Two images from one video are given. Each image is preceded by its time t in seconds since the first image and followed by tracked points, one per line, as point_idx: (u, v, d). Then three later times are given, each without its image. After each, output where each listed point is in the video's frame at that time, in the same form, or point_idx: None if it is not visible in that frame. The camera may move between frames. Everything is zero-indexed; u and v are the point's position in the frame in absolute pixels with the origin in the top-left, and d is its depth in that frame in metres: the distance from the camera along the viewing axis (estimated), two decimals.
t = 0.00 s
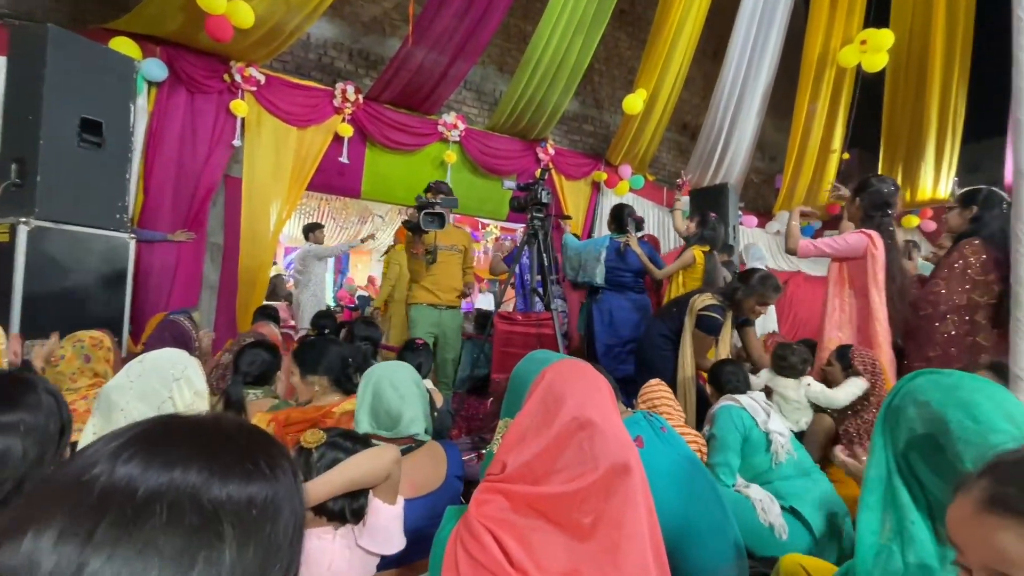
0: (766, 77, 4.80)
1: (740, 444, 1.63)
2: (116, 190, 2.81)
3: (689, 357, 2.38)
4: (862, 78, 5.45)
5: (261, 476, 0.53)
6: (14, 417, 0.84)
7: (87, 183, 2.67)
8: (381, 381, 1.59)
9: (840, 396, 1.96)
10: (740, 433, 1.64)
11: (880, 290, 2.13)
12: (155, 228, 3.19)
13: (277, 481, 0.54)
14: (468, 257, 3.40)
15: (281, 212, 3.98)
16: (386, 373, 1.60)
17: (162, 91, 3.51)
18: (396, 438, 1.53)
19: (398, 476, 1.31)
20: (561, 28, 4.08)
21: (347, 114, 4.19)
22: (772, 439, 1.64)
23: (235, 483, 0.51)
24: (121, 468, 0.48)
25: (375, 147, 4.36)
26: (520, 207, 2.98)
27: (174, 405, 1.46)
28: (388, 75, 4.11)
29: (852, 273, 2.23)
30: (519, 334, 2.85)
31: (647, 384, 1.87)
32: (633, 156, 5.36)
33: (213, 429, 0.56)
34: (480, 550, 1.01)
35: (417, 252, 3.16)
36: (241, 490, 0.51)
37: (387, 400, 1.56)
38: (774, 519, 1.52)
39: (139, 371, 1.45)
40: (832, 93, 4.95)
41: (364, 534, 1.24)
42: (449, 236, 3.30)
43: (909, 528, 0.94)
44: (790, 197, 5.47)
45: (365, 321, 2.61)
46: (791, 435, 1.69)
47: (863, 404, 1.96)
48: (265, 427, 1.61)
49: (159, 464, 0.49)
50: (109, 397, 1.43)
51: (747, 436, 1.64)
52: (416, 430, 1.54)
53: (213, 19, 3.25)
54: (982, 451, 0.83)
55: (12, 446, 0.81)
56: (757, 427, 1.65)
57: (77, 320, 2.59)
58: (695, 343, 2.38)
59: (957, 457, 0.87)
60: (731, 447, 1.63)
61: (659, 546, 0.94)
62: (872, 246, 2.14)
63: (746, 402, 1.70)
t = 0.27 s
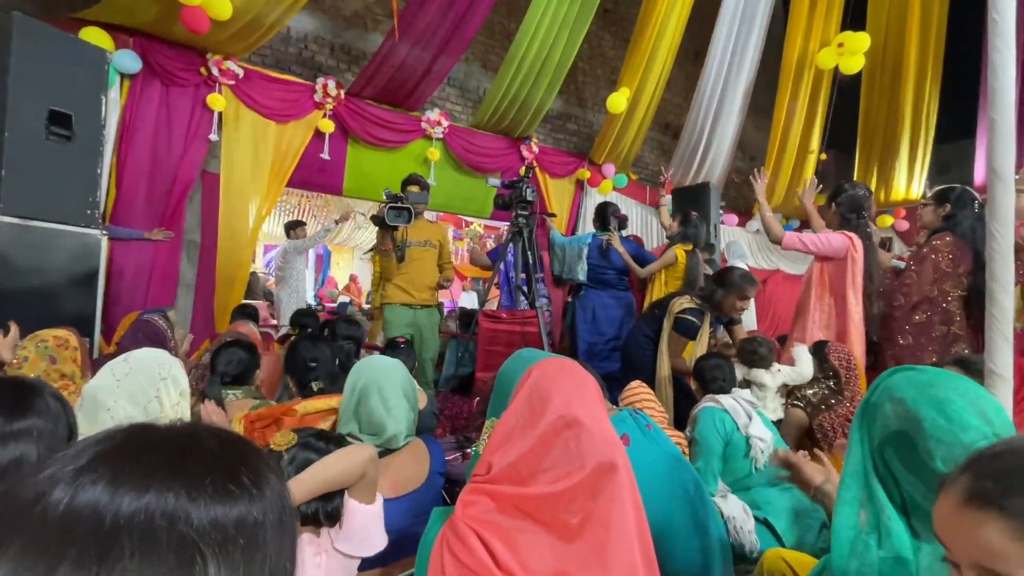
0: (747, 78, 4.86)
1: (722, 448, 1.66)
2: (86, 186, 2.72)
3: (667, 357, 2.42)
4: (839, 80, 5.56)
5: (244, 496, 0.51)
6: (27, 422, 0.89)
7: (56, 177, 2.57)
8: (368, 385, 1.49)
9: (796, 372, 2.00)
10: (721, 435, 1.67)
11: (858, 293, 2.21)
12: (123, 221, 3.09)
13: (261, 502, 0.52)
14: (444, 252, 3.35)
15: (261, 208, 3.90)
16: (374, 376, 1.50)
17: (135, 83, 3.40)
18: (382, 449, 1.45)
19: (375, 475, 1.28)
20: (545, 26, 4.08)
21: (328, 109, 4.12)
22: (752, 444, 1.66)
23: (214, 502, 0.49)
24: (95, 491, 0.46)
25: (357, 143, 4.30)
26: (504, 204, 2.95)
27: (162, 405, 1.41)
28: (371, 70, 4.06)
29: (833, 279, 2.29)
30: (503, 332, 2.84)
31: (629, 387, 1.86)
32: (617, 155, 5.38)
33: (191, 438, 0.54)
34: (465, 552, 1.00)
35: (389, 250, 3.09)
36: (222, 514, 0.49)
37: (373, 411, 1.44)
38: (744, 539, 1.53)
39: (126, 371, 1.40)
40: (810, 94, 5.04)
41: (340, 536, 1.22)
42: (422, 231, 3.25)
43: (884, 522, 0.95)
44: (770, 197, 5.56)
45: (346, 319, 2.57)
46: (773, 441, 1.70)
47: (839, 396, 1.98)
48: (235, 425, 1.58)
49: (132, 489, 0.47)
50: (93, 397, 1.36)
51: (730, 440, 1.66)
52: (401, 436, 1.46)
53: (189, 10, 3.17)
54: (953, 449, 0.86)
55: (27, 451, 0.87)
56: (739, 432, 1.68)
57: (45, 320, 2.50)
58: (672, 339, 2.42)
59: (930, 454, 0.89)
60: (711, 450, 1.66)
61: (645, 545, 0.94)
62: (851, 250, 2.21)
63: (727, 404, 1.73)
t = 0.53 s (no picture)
0: (730, 79, 4.92)
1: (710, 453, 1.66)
2: (61, 181, 2.64)
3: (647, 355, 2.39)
4: (820, 83, 5.67)
5: (247, 513, 0.49)
6: None
7: (29, 171, 2.49)
8: (349, 385, 1.53)
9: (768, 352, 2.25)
10: (709, 439, 1.66)
11: (847, 291, 2.27)
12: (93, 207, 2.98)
13: (267, 508, 0.50)
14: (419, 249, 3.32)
15: (243, 205, 3.83)
16: (356, 376, 1.55)
17: (112, 76, 3.31)
18: (364, 445, 1.49)
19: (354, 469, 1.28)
20: (532, 25, 4.08)
21: (312, 105, 4.07)
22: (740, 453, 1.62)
23: (216, 516, 0.47)
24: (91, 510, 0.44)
25: (341, 140, 4.25)
26: (491, 202, 2.94)
27: (157, 402, 1.38)
28: (355, 65, 4.02)
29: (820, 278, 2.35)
30: (490, 331, 2.84)
31: (616, 380, 1.88)
32: (603, 154, 5.41)
33: (180, 441, 0.53)
34: (455, 550, 1.00)
35: (377, 248, 3.06)
36: (230, 535, 0.47)
37: (352, 406, 1.51)
38: (733, 544, 1.61)
39: (124, 364, 1.37)
40: (792, 96, 5.12)
41: (325, 532, 1.22)
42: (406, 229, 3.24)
43: (869, 514, 0.97)
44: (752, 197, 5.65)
45: (330, 318, 2.54)
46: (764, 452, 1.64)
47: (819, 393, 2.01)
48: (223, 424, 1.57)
49: (131, 506, 0.45)
50: (90, 392, 1.32)
51: (718, 446, 1.65)
52: (386, 433, 1.51)
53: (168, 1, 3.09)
54: (934, 440, 0.89)
55: None
56: (729, 439, 1.65)
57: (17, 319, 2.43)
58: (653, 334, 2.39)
59: (912, 445, 0.92)
60: (699, 455, 1.66)
61: (634, 544, 0.94)
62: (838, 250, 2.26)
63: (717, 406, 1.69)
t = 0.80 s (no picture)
0: (717, 80, 4.97)
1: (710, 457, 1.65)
2: (41, 176, 2.57)
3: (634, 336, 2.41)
4: (804, 85, 5.75)
5: (253, 536, 0.46)
6: None
7: (7, 167, 2.43)
8: (340, 382, 1.54)
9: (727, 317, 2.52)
10: (710, 442, 1.65)
11: (821, 283, 2.31)
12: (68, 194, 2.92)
13: (276, 528, 0.48)
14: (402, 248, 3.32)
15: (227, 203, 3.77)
16: (347, 372, 1.55)
17: (92, 70, 3.23)
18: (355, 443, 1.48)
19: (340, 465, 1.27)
20: (521, 24, 4.08)
21: (298, 102, 4.02)
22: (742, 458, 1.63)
23: (222, 545, 0.44)
24: (87, 538, 0.42)
25: (328, 138, 4.21)
26: (481, 201, 2.93)
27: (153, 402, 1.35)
28: (343, 62, 3.98)
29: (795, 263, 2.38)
30: (479, 330, 2.85)
31: (605, 380, 1.88)
32: (591, 154, 5.43)
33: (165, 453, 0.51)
34: (442, 549, 1.00)
35: (373, 248, 3.00)
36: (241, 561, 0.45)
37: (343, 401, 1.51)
38: (722, 549, 1.61)
39: (120, 363, 1.34)
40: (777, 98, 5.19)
41: (314, 530, 1.21)
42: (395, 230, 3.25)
43: (846, 511, 0.99)
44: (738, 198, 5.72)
45: (315, 316, 2.51)
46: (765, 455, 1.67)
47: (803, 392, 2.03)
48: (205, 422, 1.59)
49: (132, 535, 0.43)
50: (85, 390, 1.30)
51: (719, 451, 1.65)
52: (376, 430, 1.49)
53: None
54: (887, 430, 0.92)
55: None
56: (731, 443, 1.65)
57: None
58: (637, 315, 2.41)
59: (872, 438, 0.94)
60: (696, 457, 1.65)
61: (621, 536, 0.95)
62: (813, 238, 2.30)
63: (722, 412, 1.67)
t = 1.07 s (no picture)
0: (708, 81, 5.00)
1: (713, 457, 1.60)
2: (23, 172, 2.53)
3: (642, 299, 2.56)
4: (793, 87, 5.81)
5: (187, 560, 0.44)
6: None
7: None
8: (340, 383, 1.58)
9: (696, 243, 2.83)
10: (716, 442, 1.59)
11: (808, 282, 2.33)
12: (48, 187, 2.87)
13: (225, 543, 0.47)
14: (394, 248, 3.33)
15: (216, 200, 3.74)
16: (348, 373, 1.59)
17: (77, 65, 3.18)
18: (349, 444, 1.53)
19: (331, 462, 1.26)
20: (513, 23, 4.08)
21: (288, 99, 3.99)
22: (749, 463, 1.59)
23: (163, 566, 0.43)
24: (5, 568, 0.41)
25: (319, 135, 4.18)
26: (473, 200, 2.93)
27: (139, 401, 1.36)
28: (334, 59, 3.95)
29: (783, 269, 2.39)
30: (471, 328, 2.85)
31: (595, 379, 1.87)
32: (583, 153, 5.44)
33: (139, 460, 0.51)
34: (438, 544, 1.00)
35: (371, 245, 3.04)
36: None
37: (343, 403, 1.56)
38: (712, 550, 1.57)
39: (105, 363, 1.32)
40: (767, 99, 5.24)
41: (305, 525, 1.21)
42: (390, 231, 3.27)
43: (836, 508, 1.00)
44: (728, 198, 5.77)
45: (303, 314, 2.49)
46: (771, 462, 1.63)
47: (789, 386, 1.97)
48: (184, 428, 1.57)
49: (54, 564, 0.41)
50: (66, 392, 1.27)
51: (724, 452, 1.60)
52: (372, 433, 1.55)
53: None
54: (886, 426, 0.93)
55: None
56: (738, 446, 1.60)
57: None
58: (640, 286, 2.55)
59: (870, 433, 0.95)
60: (698, 456, 1.58)
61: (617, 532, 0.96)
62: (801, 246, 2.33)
63: (734, 413, 1.61)
